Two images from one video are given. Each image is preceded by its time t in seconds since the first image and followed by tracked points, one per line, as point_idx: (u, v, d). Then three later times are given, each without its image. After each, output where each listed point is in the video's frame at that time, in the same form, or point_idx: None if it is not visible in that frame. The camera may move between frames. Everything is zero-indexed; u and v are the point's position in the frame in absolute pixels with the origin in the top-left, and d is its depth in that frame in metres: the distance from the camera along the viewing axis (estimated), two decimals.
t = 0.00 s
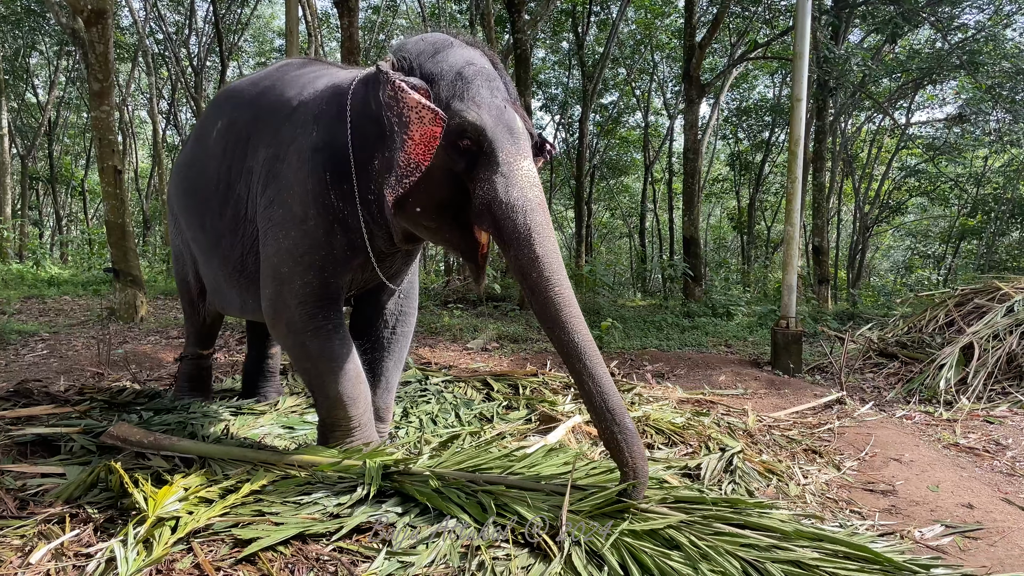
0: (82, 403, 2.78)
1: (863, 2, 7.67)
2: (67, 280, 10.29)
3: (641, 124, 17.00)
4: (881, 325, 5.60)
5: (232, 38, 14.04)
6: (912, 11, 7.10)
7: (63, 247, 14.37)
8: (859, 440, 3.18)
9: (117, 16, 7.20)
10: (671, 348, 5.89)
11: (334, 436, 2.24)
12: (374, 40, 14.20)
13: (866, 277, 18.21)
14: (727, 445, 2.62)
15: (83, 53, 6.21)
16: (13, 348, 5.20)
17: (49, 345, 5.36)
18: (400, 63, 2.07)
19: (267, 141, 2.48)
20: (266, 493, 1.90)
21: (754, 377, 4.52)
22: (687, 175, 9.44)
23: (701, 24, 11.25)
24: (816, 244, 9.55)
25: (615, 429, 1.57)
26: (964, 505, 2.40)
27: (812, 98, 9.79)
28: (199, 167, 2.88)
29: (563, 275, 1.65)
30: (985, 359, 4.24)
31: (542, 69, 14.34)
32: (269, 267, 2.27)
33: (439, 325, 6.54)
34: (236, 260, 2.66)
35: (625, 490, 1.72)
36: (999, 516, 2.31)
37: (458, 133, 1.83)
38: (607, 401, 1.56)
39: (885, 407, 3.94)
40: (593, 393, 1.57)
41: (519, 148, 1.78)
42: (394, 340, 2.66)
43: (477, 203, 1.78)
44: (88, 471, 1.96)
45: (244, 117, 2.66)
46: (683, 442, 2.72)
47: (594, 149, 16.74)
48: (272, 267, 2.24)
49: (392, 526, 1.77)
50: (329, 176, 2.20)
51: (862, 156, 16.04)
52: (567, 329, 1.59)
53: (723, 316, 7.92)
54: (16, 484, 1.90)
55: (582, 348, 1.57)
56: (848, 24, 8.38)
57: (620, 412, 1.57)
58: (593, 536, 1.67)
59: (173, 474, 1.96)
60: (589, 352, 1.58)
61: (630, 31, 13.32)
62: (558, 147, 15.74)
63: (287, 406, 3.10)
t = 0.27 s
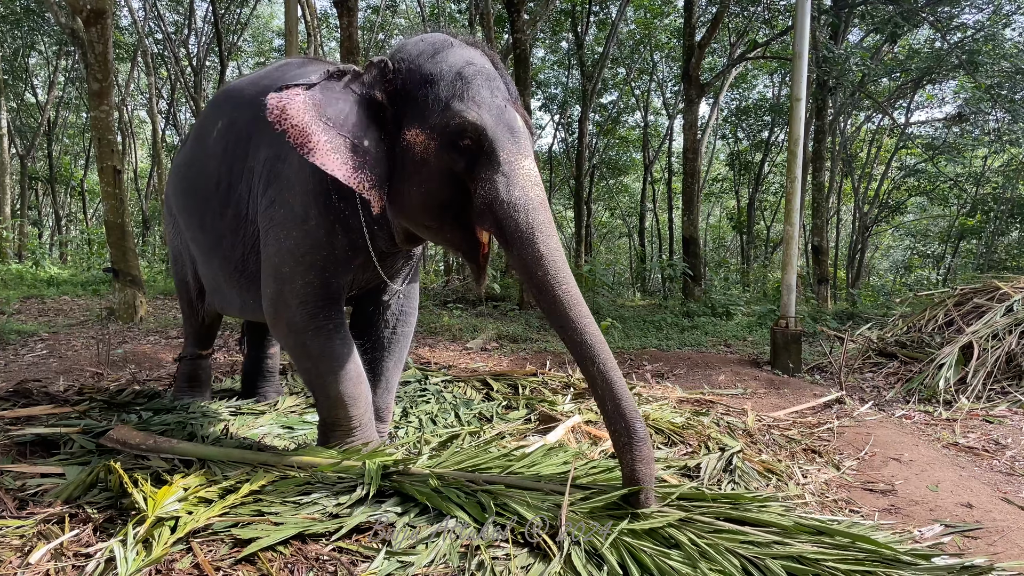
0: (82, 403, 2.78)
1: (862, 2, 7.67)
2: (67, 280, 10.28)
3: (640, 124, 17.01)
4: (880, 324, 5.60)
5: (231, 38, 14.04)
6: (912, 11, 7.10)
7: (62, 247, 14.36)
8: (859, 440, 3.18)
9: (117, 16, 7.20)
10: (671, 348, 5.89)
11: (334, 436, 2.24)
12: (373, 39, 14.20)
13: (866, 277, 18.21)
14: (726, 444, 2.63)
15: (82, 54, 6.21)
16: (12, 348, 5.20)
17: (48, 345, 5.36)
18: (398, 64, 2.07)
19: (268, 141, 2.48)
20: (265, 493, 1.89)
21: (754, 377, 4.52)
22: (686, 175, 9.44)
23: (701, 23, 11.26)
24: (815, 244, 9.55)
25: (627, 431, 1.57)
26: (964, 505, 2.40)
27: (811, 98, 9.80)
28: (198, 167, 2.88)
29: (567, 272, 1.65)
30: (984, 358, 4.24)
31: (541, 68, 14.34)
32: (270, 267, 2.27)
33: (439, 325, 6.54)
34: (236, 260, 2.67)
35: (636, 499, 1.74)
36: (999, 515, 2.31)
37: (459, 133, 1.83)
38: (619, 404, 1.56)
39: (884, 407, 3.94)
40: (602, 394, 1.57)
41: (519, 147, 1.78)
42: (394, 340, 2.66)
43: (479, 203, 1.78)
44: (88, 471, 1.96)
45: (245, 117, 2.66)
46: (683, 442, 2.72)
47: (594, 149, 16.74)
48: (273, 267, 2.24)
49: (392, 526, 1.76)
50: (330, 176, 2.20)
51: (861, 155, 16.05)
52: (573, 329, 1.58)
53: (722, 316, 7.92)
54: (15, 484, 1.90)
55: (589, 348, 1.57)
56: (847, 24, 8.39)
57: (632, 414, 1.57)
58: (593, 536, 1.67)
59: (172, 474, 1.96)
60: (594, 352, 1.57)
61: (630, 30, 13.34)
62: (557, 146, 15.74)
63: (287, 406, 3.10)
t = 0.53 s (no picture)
0: (81, 403, 2.78)
1: (861, 2, 7.68)
2: (66, 280, 10.27)
3: (640, 124, 17.01)
4: (879, 324, 5.60)
5: (230, 38, 14.04)
6: (911, 11, 7.10)
7: (61, 247, 14.34)
8: (858, 440, 3.18)
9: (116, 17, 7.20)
10: (670, 348, 5.89)
11: (335, 436, 2.24)
12: (372, 40, 14.20)
13: (865, 277, 18.21)
14: (725, 444, 2.62)
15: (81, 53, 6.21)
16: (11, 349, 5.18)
17: (47, 346, 5.35)
18: (397, 65, 2.06)
19: (268, 140, 2.48)
20: (265, 492, 1.89)
21: (753, 376, 4.52)
22: (685, 174, 9.45)
23: (700, 23, 11.26)
24: (814, 244, 9.55)
25: (638, 434, 1.56)
26: (963, 505, 2.40)
27: (810, 97, 9.81)
28: (198, 167, 2.88)
29: (571, 272, 1.65)
30: (983, 358, 4.24)
31: (541, 68, 14.34)
32: (271, 267, 2.26)
33: (438, 325, 6.54)
34: (236, 260, 2.67)
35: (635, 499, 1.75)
36: (998, 515, 2.31)
37: (459, 135, 1.83)
38: (626, 404, 1.55)
39: (884, 407, 3.93)
40: (608, 397, 1.56)
41: (520, 148, 1.79)
42: (394, 340, 2.66)
43: (481, 203, 1.78)
44: (87, 471, 1.96)
45: (245, 117, 2.66)
46: (683, 442, 2.72)
47: (593, 149, 16.74)
48: (273, 267, 2.24)
49: (391, 526, 1.76)
50: (331, 176, 2.20)
51: (860, 156, 16.05)
52: (578, 329, 1.58)
53: (721, 316, 7.93)
54: (14, 484, 1.90)
55: (595, 349, 1.56)
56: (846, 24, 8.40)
57: (641, 414, 1.56)
58: (592, 537, 1.67)
59: (171, 474, 1.96)
60: (599, 352, 1.56)
61: (629, 30, 13.36)
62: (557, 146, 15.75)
63: (286, 406, 3.10)
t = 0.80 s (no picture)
0: (80, 403, 2.78)
1: (860, 2, 7.69)
2: (65, 280, 10.26)
3: (639, 124, 17.01)
4: (878, 324, 5.61)
5: (230, 38, 14.04)
6: (910, 11, 7.11)
7: (60, 248, 14.33)
8: (857, 440, 3.18)
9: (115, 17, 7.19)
10: (669, 348, 5.89)
11: (334, 436, 2.24)
12: (372, 40, 14.20)
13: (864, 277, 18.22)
14: (725, 444, 2.63)
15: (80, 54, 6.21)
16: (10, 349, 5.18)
17: (46, 346, 5.35)
18: (399, 66, 2.06)
19: (268, 140, 2.48)
20: (264, 493, 1.89)
21: (753, 377, 4.52)
22: (684, 175, 9.46)
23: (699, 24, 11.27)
24: (813, 244, 9.56)
25: (640, 437, 1.54)
26: (962, 504, 2.40)
27: (809, 97, 9.81)
28: (197, 166, 2.88)
29: (572, 273, 1.65)
30: (982, 358, 4.24)
31: (540, 68, 14.34)
32: (270, 267, 2.26)
33: (437, 325, 6.54)
34: (236, 260, 2.66)
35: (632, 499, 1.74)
36: (997, 515, 2.31)
37: (461, 136, 1.83)
38: (626, 407, 1.54)
39: (883, 407, 3.94)
40: (609, 399, 1.56)
41: (521, 150, 1.79)
42: (393, 340, 2.66)
43: (482, 204, 1.78)
44: (86, 472, 1.96)
45: (245, 116, 2.66)
46: (682, 442, 2.72)
47: (593, 149, 16.74)
48: (273, 267, 2.24)
49: (391, 526, 1.76)
50: (331, 177, 2.20)
51: (859, 156, 16.05)
52: (580, 331, 1.58)
53: (720, 316, 7.93)
54: (13, 485, 1.90)
55: (598, 351, 1.56)
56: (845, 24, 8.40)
57: (642, 418, 1.55)
58: (591, 537, 1.67)
59: (171, 474, 1.96)
60: (599, 354, 1.56)
61: (628, 31, 13.36)
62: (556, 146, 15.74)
63: (286, 406, 3.10)
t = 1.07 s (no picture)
0: (79, 404, 2.78)
1: (859, 3, 7.69)
2: (64, 281, 10.26)
3: (638, 124, 17.02)
4: (877, 324, 5.61)
5: (229, 39, 14.03)
6: (909, 11, 7.11)
7: (60, 248, 14.32)
8: (856, 440, 3.18)
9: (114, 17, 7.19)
10: (668, 348, 5.90)
11: (334, 437, 2.24)
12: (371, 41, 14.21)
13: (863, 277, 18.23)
14: (724, 444, 2.63)
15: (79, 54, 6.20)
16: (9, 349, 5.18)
17: (45, 346, 5.35)
18: (401, 68, 2.07)
19: (267, 140, 2.48)
20: (263, 493, 1.89)
21: (752, 377, 4.52)
22: (683, 175, 9.47)
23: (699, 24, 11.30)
24: (812, 244, 9.56)
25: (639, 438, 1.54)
26: (961, 504, 2.40)
27: (807, 97, 9.82)
28: (196, 166, 2.88)
29: (574, 274, 1.65)
30: (981, 358, 4.24)
31: (539, 69, 14.34)
32: (270, 267, 2.26)
33: (436, 325, 6.54)
34: (235, 260, 2.66)
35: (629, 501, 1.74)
36: (996, 515, 2.31)
37: (463, 138, 1.83)
38: (624, 410, 1.55)
39: (882, 407, 3.94)
40: (608, 401, 1.56)
41: (523, 151, 1.79)
42: (392, 340, 2.66)
43: (483, 206, 1.79)
44: (85, 472, 1.96)
45: (244, 116, 2.65)
46: (681, 442, 2.72)
47: (592, 149, 16.75)
48: (273, 267, 2.24)
49: (390, 527, 1.76)
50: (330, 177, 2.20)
51: (858, 156, 16.06)
52: (583, 333, 1.58)
53: (719, 316, 7.93)
54: (12, 485, 1.90)
55: (601, 354, 1.56)
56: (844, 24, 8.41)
57: (646, 421, 1.55)
58: (590, 537, 1.67)
59: (170, 475, 1.96)
60: (600, 356, 1.56)
61: (627, 31, 13.37)
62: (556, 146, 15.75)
63: (285, 406, 3.10)
